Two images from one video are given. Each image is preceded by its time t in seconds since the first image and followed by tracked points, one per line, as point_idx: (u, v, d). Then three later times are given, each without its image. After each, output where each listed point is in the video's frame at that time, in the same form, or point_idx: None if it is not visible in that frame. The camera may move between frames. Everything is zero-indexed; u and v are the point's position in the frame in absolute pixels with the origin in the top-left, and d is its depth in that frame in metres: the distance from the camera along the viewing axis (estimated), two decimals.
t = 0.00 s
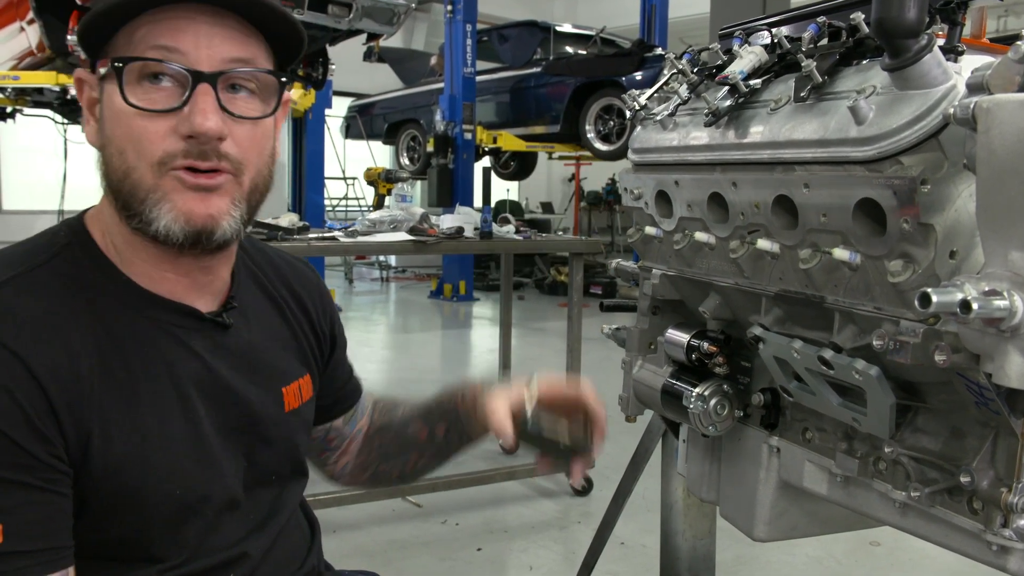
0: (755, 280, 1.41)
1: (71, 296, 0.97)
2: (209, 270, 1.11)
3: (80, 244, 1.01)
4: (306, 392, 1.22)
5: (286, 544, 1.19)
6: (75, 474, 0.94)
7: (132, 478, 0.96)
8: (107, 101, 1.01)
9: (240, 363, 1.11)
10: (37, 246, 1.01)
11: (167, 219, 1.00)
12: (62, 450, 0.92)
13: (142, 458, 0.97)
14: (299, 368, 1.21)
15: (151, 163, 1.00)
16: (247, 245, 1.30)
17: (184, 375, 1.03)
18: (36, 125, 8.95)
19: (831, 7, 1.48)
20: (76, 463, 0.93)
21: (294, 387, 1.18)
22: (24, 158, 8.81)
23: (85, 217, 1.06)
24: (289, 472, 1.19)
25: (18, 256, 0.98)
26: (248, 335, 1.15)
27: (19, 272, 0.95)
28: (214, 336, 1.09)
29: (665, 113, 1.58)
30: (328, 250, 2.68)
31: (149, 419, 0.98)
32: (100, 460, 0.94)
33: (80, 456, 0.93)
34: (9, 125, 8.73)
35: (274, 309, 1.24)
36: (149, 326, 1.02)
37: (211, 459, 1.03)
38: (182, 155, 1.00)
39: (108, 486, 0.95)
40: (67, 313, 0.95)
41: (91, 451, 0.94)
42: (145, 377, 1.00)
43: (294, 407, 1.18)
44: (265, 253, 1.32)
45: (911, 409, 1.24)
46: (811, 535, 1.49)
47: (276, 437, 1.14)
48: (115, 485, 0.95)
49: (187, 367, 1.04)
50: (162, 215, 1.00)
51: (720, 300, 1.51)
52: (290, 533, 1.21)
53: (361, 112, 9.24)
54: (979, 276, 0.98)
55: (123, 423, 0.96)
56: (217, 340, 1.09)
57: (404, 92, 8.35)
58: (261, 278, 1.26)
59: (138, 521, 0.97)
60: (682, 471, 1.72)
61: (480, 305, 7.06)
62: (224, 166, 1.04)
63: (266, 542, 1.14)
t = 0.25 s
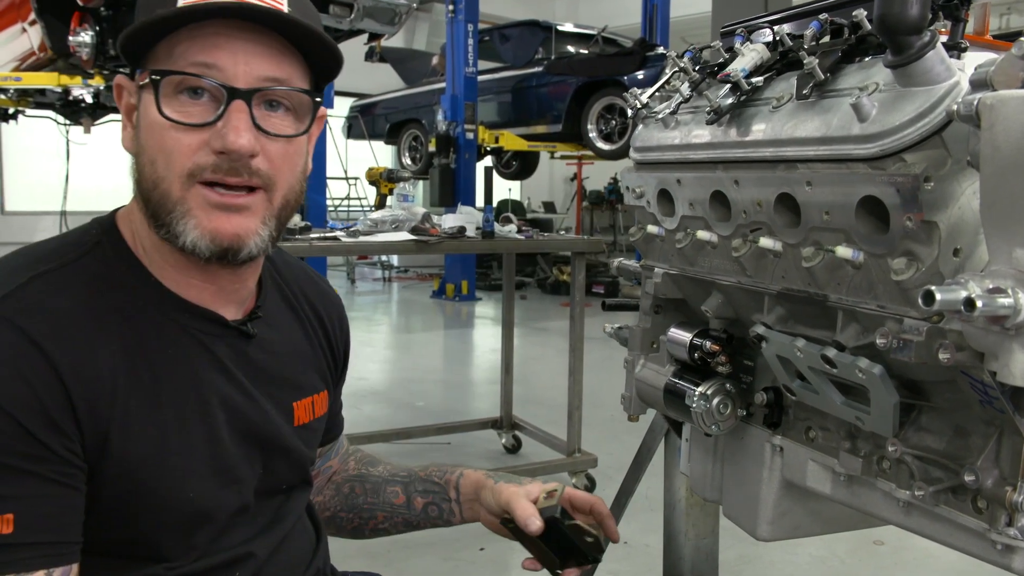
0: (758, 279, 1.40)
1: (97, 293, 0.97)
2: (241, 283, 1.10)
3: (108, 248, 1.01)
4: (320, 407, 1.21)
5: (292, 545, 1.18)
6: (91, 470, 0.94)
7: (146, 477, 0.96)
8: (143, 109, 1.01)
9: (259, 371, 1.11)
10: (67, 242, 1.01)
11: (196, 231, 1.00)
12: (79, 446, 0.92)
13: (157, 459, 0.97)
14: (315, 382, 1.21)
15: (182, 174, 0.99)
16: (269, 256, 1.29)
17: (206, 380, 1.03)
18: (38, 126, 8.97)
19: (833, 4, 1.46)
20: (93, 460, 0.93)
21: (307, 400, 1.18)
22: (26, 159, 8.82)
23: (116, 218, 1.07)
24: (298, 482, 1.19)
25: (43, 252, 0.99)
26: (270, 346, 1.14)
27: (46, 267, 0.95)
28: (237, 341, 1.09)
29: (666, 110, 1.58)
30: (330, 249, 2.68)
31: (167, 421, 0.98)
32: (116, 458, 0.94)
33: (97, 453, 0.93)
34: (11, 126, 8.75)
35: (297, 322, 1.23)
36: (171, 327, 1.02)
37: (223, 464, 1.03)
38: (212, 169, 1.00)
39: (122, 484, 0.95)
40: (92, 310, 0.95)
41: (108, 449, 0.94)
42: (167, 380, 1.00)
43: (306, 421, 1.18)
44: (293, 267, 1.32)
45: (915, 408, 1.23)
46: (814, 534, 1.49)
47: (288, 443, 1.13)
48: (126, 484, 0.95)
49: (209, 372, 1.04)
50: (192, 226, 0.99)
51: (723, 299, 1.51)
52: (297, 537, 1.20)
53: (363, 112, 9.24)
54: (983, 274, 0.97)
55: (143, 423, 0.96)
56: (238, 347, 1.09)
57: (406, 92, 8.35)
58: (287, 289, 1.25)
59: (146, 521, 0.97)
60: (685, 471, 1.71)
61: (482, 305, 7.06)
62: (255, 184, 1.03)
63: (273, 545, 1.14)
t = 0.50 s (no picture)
0: (760, 277, 1.40)
1: (108, 292, 0.97)
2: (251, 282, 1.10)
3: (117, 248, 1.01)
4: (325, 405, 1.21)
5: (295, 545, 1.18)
6: (103, 470, 0.93)
7: (159, 476, 0.95)
8: (157, 110, 1.00)
9: (265, 371, 1.11)
10: (74, 243, 1.00)
11: (212, 233, 0.99)
12: (92, 444, 0.91)
13: (168, 458, 0.96)
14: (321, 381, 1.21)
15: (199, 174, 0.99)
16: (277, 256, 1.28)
17: (216, 380, 1.03)
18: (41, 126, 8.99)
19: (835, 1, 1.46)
20: (105, 459, 0.93)
21: (312, 400, 1.18)
22: (29, 159, 8.85)
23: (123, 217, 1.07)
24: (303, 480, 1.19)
25: (52, 251, 0.98)
26: (275, 345, 1.14)
27: (57, 267, 0.95)
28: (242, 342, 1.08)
29: (668, 108, 1.57)
30: (332, 249, 2.68)
31: (178, 421, 0.98)
32: (128, 458, 0.94)
33: (109, 452, 0.93)
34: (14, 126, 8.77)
35: (304, 322, 1.23)
36: (181, 326, 1.02)
37: (232, 463, 1.03)
38: (231, 172, 0.99)
39: (135, 483, 0.94)
40: (103, 309, 0.95)
41: (120, 449, 0.93)
42: (177, 379, 0.99)
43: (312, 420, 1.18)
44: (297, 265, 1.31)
45: (917, 406, 1.23)
46: (817, 533, 1.48)
47: (291, 442, 1.13)
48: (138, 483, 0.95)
49: (217, 372, 1.04)
50: (207, 228, 0.99)
51: (725, 297, 1.51)
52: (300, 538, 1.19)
53: (365, 111, 9.23)
54: (986, 271, 0.97)
55: (154, 423, 0.96)
56: (245, 347, 1.09)
57: (408, 91, 8.35)
58: (294, 290, 1.25)
59: (157, 520, 0.97)
60: (688, 471, 1.71)
61: (484, 304, 7.05)
62: (274, 185, 1.03)
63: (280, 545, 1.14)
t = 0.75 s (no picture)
0: (759, 275, 1.39)
1: (115, 289, 0.92)
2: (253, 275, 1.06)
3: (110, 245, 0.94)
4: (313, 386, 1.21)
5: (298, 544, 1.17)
6: (113, 475, 0.88)
7: (172, 475, 0.92)
8: (205, 111, 0.89)
9: (264, 361, 1.08)
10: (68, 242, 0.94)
11: (290, 237, 0.95)
12: (104, 449, 0.86)
13: (181, 457, 0.92)
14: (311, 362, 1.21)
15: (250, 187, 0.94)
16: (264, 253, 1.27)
17: (218, 373, 1.00)
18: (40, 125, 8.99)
19: None
20: (116, 464, 0.88)
21: (304, 380, 1.17)
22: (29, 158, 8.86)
23: (108, 218, 0.97)
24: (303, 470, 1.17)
25: (43, 253, 0.92)
26: (269, 332, 1.12)
27: (55, 267, 0.89)
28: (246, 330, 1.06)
29: (667, 107, 1.57)
30: (331, 247, 2.68)
31: (187, 419, 0.94)
32: (139, 460, 0.89)
33: (119, 456, 0.88)
34: (13, 126, 8.78)
35: (288, 304, 1.23)
36: (189, 321, 0.97)
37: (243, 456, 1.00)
38: (310, 172, 0.95)
39: (148, 484, 0.90)
40: (109, 307, 0.90)
41: (133, 451, 0.89)
42: (184, 374, 0.95)
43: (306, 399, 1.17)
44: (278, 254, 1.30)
45: (916, 404, 1.23)
46: (816, 531, 1.48)
47: (295, 429, 1.11)
48: (154, 484, 0.91)
49: (220, 365, 1.00)
50: (284, 232, 0.94)
51: (724, 295, 1.50)
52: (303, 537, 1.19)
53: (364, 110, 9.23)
54: (985, 269, 0.97)
55: (165, 423, 0.92)
56: (245, 337, 1.05)
57: (407, 90, 8.35)
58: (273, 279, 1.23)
59: (174, 522, 0.93)
60: (686, 468, 1.71)
61: (484, 302, 7.06)
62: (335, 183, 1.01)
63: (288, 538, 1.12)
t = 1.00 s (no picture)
0: (755, 276, 1.39)
1: (123, 292, 0.80)
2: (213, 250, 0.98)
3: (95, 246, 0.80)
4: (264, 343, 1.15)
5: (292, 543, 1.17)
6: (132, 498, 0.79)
7: (190, 487, 0.84)
8: (292, 111, 0.93)
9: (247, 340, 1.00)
10: (47, 244, 0.79)
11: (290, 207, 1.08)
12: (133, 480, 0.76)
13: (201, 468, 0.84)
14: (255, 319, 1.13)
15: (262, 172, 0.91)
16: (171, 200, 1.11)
17: (220, 365, 0.91)
18: (38, 124, 8.98)
19: None
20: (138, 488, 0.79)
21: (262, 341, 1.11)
22: (27, 158, 8.86)
23: (91, 224, 0.82)
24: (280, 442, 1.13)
25: (19, 258, 0.77)
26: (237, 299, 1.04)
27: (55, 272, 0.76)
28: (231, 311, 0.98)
29: (665, 107, 1.58)
30: (328, 247, 2.68)
31: (204, 424, 0.85)
32: (157, 477, 0.80)
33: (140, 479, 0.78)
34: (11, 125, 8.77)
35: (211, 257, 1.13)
36: (197, 319, 0.88)
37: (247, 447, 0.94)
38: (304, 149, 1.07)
39: (166, 499, 0.83)
40: (123, 314, 0.78)
41: (151, 472, 0.80)
42: (195, 375, 0.85)
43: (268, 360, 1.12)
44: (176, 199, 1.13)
45: (912, 405, 1.23)
46: (812, 532, 1.48)
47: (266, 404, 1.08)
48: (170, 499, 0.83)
49: (222, 355, 0.91)
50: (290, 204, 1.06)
51: (720, 296, 1.50)
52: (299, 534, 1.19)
53: (363, 109, 9.23)
54: (980, 270, 0.97)
55: (184, 436, 0.82)
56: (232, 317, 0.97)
57: (406, 90, 8.35)
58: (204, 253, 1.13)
59: (190, 528, 0.87)
60: (681, 469, 1.71)
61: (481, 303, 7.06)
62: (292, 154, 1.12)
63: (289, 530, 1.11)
